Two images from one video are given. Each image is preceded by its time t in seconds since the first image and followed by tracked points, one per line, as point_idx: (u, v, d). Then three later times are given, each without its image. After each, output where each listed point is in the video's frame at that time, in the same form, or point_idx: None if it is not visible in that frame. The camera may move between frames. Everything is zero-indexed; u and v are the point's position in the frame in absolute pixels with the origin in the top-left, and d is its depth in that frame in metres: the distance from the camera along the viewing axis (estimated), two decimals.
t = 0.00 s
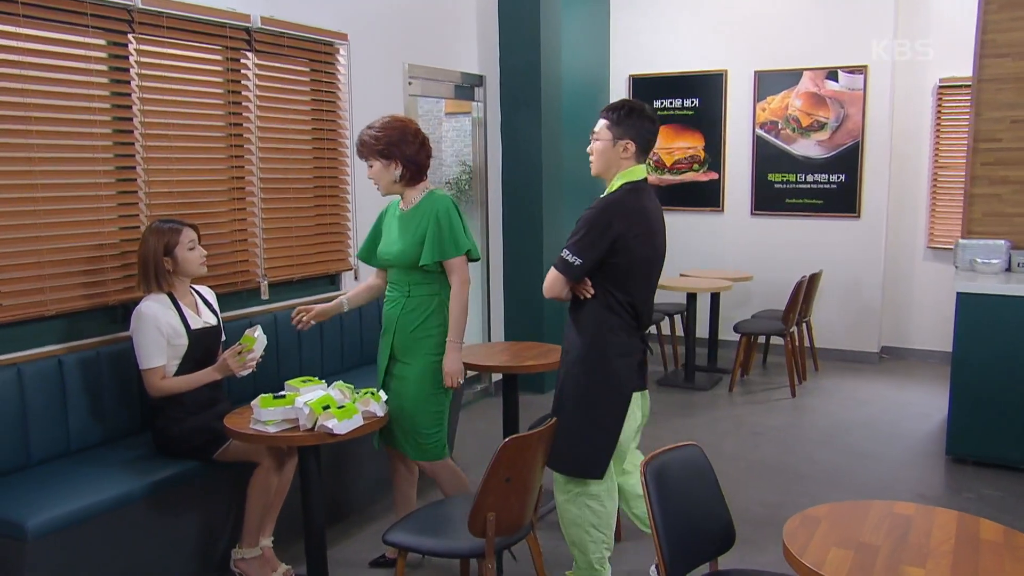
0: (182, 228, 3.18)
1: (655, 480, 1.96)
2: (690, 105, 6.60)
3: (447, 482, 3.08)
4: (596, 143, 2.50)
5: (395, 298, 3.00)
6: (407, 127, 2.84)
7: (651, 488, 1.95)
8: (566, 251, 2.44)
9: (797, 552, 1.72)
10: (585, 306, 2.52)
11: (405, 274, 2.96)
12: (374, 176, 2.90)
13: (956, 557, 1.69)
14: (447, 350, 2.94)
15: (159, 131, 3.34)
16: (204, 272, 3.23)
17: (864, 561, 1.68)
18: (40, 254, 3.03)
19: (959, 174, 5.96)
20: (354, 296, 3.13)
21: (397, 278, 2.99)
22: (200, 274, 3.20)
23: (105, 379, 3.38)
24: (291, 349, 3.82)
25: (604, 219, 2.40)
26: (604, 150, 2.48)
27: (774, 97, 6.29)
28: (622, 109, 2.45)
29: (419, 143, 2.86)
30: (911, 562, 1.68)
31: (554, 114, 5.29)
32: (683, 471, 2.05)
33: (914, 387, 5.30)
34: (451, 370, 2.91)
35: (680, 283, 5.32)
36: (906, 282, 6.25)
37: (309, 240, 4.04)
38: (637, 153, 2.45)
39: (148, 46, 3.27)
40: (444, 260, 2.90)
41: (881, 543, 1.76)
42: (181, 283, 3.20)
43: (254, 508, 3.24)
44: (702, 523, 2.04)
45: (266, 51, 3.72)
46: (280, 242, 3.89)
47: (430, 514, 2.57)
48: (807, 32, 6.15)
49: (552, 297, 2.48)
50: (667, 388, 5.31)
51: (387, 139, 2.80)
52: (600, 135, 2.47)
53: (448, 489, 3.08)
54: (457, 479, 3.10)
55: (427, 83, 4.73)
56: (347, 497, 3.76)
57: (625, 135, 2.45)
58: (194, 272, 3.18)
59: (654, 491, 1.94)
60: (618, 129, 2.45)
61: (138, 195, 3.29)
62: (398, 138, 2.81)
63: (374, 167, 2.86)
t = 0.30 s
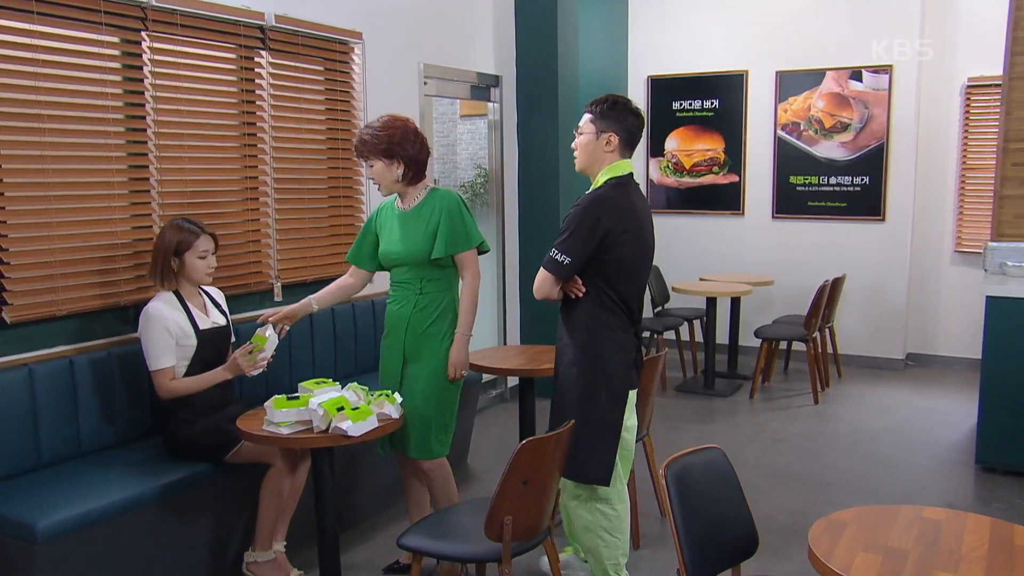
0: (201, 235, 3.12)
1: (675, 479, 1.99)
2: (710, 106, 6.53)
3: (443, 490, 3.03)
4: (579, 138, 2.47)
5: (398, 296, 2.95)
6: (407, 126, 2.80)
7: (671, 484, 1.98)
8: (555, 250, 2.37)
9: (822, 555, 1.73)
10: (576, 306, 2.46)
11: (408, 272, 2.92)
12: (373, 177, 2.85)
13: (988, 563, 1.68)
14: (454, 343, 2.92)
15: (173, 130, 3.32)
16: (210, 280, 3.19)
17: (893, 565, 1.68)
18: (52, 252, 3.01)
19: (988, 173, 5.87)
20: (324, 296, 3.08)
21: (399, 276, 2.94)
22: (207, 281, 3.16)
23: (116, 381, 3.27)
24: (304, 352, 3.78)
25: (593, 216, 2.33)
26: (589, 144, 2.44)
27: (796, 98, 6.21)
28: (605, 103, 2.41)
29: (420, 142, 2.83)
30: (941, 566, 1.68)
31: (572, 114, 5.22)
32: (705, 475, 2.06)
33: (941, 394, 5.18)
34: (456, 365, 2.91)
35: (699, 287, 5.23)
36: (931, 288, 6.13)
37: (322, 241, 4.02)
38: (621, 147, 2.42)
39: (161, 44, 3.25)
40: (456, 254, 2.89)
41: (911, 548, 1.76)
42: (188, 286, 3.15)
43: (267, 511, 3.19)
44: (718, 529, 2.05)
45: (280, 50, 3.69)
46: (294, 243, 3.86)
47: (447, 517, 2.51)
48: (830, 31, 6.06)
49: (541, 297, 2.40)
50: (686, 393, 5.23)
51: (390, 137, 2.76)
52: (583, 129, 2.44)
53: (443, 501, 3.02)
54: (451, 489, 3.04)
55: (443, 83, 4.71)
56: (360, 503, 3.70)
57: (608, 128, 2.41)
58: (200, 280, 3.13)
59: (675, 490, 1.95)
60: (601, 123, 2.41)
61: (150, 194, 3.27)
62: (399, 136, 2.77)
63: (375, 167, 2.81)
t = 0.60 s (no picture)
0: (209, 232, 3.07)
1: (689, 478, 1.96)
2: (724, 104, 6.44)
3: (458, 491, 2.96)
4: (571, 133, 2.44)
5: (403, 294, 2.88)
6: (410, 120, 2.75)
7: (685, 483, 1.95)
8: (579, 245, 2.34)
9: (841, 556, 1.71)
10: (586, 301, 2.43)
11: (414, 269, 2.86)
12: (375, 173, 2.79)
13: (1011, 565, 1.67)
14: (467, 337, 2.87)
15: (178, 126, 3.28)
16: (215, 279, 3.13)
17: (912, 566, 1.66)
18: (56, 249, 2.98)
19: (1008, 172, 5.76)
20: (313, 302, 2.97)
21: (403, 275, 2.88)
22: (211, 281, 3.10)
23: (119, 380, 3.17)
24: (311, 351, 3.73)
25: (617, 211, 2.36)
26: (583, 139, 2.42)
27: (812, 95, 6.13)
28: (597, 97, 2.40)
29: (422, 137, 2.78)
30: (962, 568, 1.66)
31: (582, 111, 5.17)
32: (722, 475, 2.04)
33: (961, 397, 5.09)
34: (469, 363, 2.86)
35: (712, 288, 5.15)
36: (950, 290, 6.05)
37: (328, 239, 3.98)
38: (615, 141, 2.43)
39: (166, 38, 3.22)
40: (464, 250, 2.84)
41: (931, 549, 1.74)
42: (194, 284, 3.09)
43: (273, 512, 3.09)
44: (739, 529, 2.02)
45: (286, 45, 3.65)
46: (300, 241, 3.82)
47: (456, 518, 2.45)
48: (847, 27, 5.98)
49: (562, 291, 2.35)
50: (699, 396, 5.15)
51: (392, 131, 2.70)
52: (577, 124, 2.42)
53: (457, 501, 2.96)
54: (467, 491, 2.99)
55: (451, 80, 4.64)
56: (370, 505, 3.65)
57: (603, 121, 2.41)
58: (205, 278, 3.06)
59: (689, 491, 1.94)
60: (595, 116, 2.40)
61: (155, 190, 3.23)
62: (402, 130, 2.72)
63: (377, 163, 2.75)
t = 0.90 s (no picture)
0: (221, 230, 3.00)
1: (707, 482, 1.89)
2: (741, 104, 6.37)
3: (468, 495, 2.90)
4: (569, 137, 2.43)
5: (409, 294, 2.83)
6: (417, 119, 2.70)
7: (702, 487, 1.88)
8: (608, 245, 2.34)
9: (864, 560, 1.65)
10: (603, 300, 2.40)
11: (420, 270, 2.80)
12: (381, 172, 2.74)
13: None
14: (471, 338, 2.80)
15: (187, 123, 3.25)
16: (228, 278, 3.05)
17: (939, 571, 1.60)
18: (65, 248, 2.94)
19: None
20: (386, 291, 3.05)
21: (409, 275, 2.83)
22: (224, 279, 3.02)
23: (128, 380, 3.10)
24: (321, 353, 3.69)
25: (640, 211, 2.39)
26: (583, 141, 2.41)
27: (831, 94, 6.04)
28: (591, 101, 2.42)
29: (429, 136, 2.73)
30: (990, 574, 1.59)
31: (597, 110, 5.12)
32: (740, 478, 1.96)
33: (985, 403, 4.99)
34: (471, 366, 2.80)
35: (728, 291, 5.07)
36: (973, 293, 5.94)
37: (338, 238, 3.93)
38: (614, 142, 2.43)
39: (176, 35, 3.19)
40: (468, 251, 2.76)
41: (958, 554, 1.67)
42: (205, 283, 3.02)
43: (281, 516, 3.01)
44: (760, 532, 1.95)
45: (297, 43, 3.62)
46: (310, 241, 3.78)
47: (468, 521, 2.39)
48: (867, 25, 5.89)
49: (591, 292, 2.33)
50: (715, 400, 5.07)
51: (399, 129, 2.65)
52: (574, 128, 2.41)
53: (467, 506, 2.90)
54: (477, 495, 2.93)
55: (463, 78, 4.60)
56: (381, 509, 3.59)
57: (602, 123, 2.41)
58: (216, 276, 2.99)
59: (708, 498, 1.87)
60: (593, 119, 2.40)
61: (164, 188, 3.19)
62: (408, 128, 2.66)
63: (383, 161, 2.70)
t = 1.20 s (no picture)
0: (232, 227, 2.95)
1: (728, 485, 1.82)
2: (761, 102, 6.29)
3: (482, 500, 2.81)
4: (578, 134, 2.36)
5: (421, 294, 2.78)
6: (438, 115, 2.64)
7: (723, 490, 1.81)
8: (622, 240, 2.27)
9: (891, 566, 1.57)
10: (618, 298, 2.34)
11: (430, 270, 2.75)
12: (399, 167, 2.69)
13: None
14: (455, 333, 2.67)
15: (198, 121, 3.21)
16: (240, 276, 3.00)
17: None
18: (76, 246, 2.90)
19: None
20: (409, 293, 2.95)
21: (422, 275, 2.79)
22: (236, 277, 2.97)
23: (139, 381, 3.06)
24: (333, 354, 3.64)
25: (653, 206, 2.32)
26: (593, 138, 2.34)
27: (853, 93, 5.95)
28: (599, 97, 2.35)
29: (449, 133, 2.67)
30: None
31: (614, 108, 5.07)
32: (761, 482, 1.89)
33: (1013, 409, 4.86)
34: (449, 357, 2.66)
35: (747, 293, 4.98)
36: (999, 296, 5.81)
37: (351, 238, 3.89)
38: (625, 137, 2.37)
39: (188, 31, 3.16)
40: (475, 252, 2.69)
41: (989, 560, 1.59)
42: (219, 281, 2.97)
43: (292, 519, 2.95)
44: (783, 538, 1.88)
45: (309, 40, 3.59)
46: (323, 241, 3.74)
47: (482, 524, 2.32)
48: (890, 22, 5.80)
49: (606, 288, 2.26)
50: (734, 405, 4.98)
51: (418, 125, 2.60)
52: (583, 123, 2.34)
53: (479, 510, 2.80)
54: (489, 500, 2.83)
55: (478, 76, 4.56)
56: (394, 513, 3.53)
57: (612, 118, 2.34)
58: (228, 274, 2.95)
59: (729, 503, 1.81)
60: (603, 114, 2.34)
61: (175, 186, 3.16)
62: (428, 124, 2.61)
63: (401, 157, 2.65)
